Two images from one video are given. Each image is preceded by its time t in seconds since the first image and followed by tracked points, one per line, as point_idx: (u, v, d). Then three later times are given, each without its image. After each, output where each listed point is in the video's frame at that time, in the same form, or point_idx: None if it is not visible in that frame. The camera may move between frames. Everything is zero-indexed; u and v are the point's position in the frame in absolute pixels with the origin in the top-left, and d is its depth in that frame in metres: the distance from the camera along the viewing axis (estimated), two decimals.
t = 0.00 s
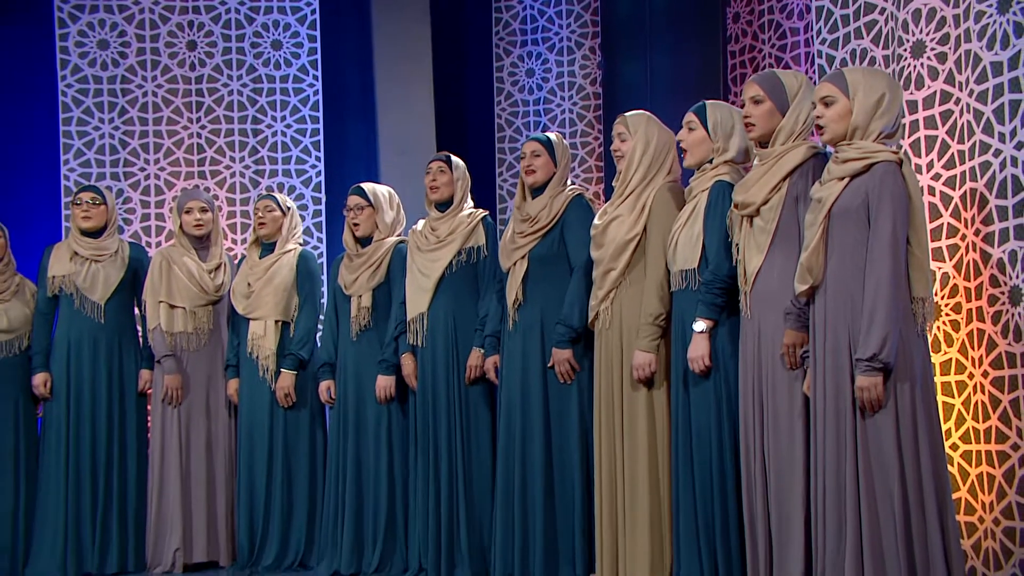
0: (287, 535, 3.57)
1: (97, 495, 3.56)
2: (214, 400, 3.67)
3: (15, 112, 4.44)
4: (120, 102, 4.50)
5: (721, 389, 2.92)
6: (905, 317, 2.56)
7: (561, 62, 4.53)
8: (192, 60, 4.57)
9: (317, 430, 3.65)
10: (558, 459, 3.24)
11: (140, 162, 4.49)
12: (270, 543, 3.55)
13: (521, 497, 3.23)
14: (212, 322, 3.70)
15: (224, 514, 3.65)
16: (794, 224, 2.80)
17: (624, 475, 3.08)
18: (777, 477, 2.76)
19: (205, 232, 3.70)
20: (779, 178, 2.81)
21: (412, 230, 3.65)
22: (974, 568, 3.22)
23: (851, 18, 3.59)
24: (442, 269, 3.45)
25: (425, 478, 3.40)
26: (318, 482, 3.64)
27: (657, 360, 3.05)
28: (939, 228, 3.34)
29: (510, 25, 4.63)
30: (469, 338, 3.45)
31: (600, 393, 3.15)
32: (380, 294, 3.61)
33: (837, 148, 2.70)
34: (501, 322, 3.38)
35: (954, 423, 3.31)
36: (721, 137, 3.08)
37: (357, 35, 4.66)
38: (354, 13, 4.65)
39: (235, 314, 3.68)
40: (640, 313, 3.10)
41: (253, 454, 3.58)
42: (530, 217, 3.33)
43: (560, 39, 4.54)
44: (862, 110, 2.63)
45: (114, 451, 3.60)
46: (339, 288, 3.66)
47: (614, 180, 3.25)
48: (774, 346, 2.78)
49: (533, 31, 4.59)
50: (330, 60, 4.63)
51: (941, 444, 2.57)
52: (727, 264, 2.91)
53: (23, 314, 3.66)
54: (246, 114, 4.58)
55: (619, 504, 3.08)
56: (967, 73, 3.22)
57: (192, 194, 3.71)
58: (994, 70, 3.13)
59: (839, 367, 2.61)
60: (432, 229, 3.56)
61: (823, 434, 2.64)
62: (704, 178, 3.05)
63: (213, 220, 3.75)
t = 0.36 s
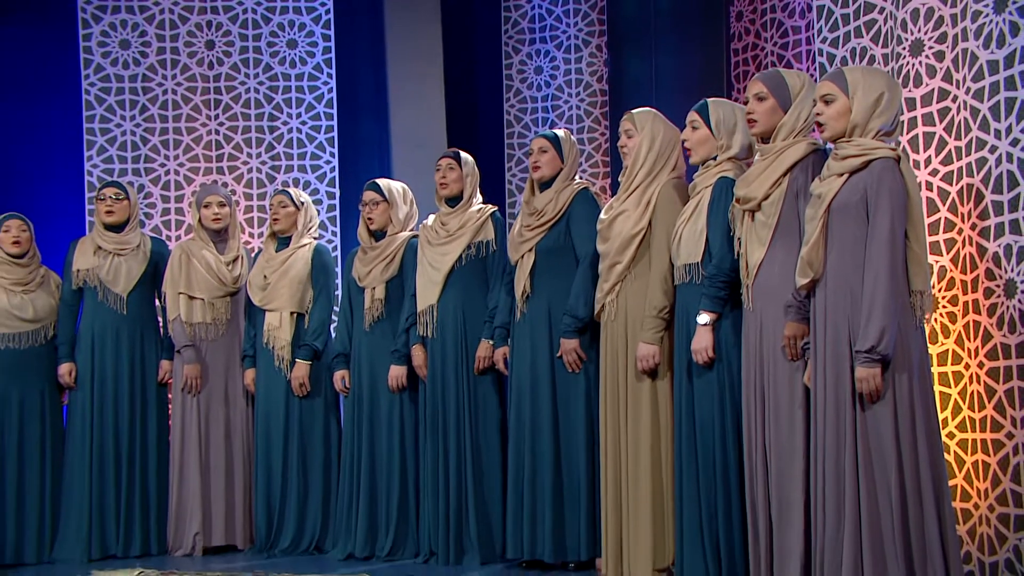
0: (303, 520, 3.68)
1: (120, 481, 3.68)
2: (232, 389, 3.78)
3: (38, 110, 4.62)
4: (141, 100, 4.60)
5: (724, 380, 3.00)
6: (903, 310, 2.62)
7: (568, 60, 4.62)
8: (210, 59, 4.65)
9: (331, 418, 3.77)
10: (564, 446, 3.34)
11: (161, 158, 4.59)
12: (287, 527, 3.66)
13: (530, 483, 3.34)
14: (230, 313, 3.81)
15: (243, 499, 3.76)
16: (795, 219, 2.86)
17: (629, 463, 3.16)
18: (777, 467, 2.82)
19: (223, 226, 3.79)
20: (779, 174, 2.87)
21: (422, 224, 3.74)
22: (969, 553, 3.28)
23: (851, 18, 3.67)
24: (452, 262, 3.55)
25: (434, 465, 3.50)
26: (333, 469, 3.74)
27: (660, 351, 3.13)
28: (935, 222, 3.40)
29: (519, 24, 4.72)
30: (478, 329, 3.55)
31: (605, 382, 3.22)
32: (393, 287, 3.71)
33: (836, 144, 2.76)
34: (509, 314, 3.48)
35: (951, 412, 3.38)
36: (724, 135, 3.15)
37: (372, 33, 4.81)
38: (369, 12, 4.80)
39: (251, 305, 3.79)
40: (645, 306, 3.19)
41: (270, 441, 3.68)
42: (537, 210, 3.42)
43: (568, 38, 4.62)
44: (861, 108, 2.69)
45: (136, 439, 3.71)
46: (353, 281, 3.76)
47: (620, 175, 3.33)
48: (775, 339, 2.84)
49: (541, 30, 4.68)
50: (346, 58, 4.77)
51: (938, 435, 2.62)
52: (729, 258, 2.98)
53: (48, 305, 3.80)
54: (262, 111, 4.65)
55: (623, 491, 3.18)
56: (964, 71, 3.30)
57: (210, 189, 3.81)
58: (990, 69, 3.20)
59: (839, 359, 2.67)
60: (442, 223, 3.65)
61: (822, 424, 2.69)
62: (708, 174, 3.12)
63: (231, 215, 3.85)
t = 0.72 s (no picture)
0: (320, 506, 3.79)
1: (145, 466, 3.80)
2: (250, 379, 3.89)
3: (65, 107, 4.73)
4: (162, 99, 4.75)
5: (729, 372, 3.06)
6: (904, 304, 2.64)
7: (577, 58, 4.70)
8: (229, 58, 4.79)
9: (346, 408, 3.87)
10: (575, 436, 3.44)
11: (180, 155, 4.75)
12: (304, 513, 3.78)
13: (543, 472, 3.44)
14: (249, 307, 3.93)
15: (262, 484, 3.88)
16: (798, 215, 2.89)
17: (637, 452, 3.26)
18: (781, 457, 2.86)
19: (242, 222, 3.91)
20: (783, 171, 2.89)
21: (435, 219, 3.82)
22: (966, 540, 3.28)
23: (854, 17, 3.74)
24: (463, 257, 3.63)
25: (446, 456, 3.60)
26: (348, 459, 3.83)
27: (667, 343, 3.22)
28: (935, 217, 3.40)
29: (529, 23, 4.81)
30: (489, 321, 3.65)
31: (614, 373, 3.32)
32: (405, 281, 3.81)
33: (838, 142, 2.77)
34: (521, 308, 3.57)
35: (950, 402, 3.37)
36: (730, 132, 3.20)
37: (386, 30, 4.88)
38: (383, 10, 4.88)
39: (269, 298, 3.90)
40: (652, 299, 3.27)
41: (288, 430, 3.80)
42: (549, 206, 3.50)
43: (576, 36, 4.70)
44: (862, 107, 2.70)
45: (160, 427, 3.83)
46: (366, 274, 3.87)
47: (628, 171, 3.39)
48: (778, 332, 2.88)
49: (550, 28, 4.76)
50: (360, 56, 4.85)
51: (938, 427, 2.64)
52: (734, 254, 3.03)
53: (73, 298, 3.91)
54: (279, 109, 4.79)
55: (631, 477, 3.27)
56: (964, 69, 3.30)
57: (228, 186, 3.93)
58: (989, 67, 3.20)
59: (841, 352, 2.69)
60: (454, 218, 3.73)
61: (825, 415, 2.73)
62: (714, 171, 3.16)
63: (249, 210, 3.97)
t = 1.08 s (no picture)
0: (338, 494, 3.91)
1: (170, 454, 3.93)
2: (272, 369, 4.02)
3: (92, 105, 4.88)
4: (186, 98, 4.85)
5: (736, 365, 3.15)
6: (906, 299, 2.68)
7: (588, 57, 4.79)
8: (251, 59, 4.88)
9: (363, 400, 3.98)
10: (587, 426, 3.55)
11: (204, 153, 4.84)
12: (323, 500, 3.90)
13: (558, 459, 3.56)
14: (270, 300, 4.05)
15: (282, 473, 4.00)
16: (803, 213, 2.96)
17: (646, 443, 3.37)
18: (787, 447, 2.94)
19: (262, 218, 4.02)
20: (789, 169, 2.96)
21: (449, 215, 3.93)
22: (968, 528, 3.23)
23: (858, 17, 3.65)
24: (477, 252, 3.74)
25: (461, 447, 3.72)
26: (365, 447, 3.95)
27: (676, 336, 3.32)
28: (938, 214, 3.33)
29: (541, 23, 4.90)
30: (503, 315, 3.75)
31: (623, 365, 3.42)
32: (420, 275, 3.92)
33: (843, 142, 2.79)
34: (535, 302, 3.66)
35: (952, 395, 3.31)
36: (737, 131, 3.28)
37: (401, 31, 5.02)
38: (397, 10, 5.02)
39: (288, 291, 4.02)
40: (661, 293, 3.37)
41: (307, 421, 3.92)
42: (562, 203, 3.60)
43: (587, 36, 4.79)
44: (865, 107, 2.73)
45: (185, 415, 3.96)
46: (382, 269, 3.97)
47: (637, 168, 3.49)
48: (784, 327, 2.95)
49: (562, 28, 4.85)
50: (376, 56, 4.97)
51: (940, 419, 2.68)
52: (740, 250, 3.12)
53: (101, 292, 4.02)
54: (299, 108, 4.87)
55: (641, 463, 3.38)
56: (966, 68, 3.23)
57: (249, 183, 4.03)
58: (991, 67, 3.13)
59: (845, 346, 2.74)
60: (468, 215, 3.83)
61: (830, 407, 2.79)
62: (722, 169, 3.26)
63: (269, 207, 4.08)
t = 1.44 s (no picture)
0: (355, 482, 4.03)
1: (192, 444, 4.04)
2: (290, 360, 4.13)
3: (116, 104, 5.06)
4: (207, 97, 5.00)
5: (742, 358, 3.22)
6: (908, 294, 2.73)
7: (597, 55, 4.88)
8: (269, 58, 5.02)
9: (378, 392, 4.09)
10: (599, 418, 3.65)
11: (224, 150, 4.98)
12: (340, 487, 4.01)
13: (572, 449, 3.67)
14: (287, 293, 4.16)
15: (300, 464, 4.12)
16: (808, 209, 3.02)
17: (654, 433, 3.47)
18: (791, 439, 3.01)
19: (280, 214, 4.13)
20: (793, 167, 3.03)
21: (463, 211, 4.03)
22: (969, 516, 3.16)
23: (863, 17, 3.59)
24: (489, 248, 3.84)
25: (474, 439, 3.82)
26: (380, 436, 4.07)
27: (683, 330, 3.40)
28: (941, 209, 3.28)
29: (552, 22, 4.99)
30: (515, 309, 3.85)
31: (632, 357, 3.51)
32: (433, 270, 4.02)
33: (846, 141, 2.86)
34: (547, 296, 3.76)
35: (954, 387, 3.25)
36: (744, 129, 3.36)
37: (416, 31, 5.12)
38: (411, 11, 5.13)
39: (305, 286, 4.12)
40: (668, 288, 3.46)
41: (325, 411, 4.03)
42: (574, 200, 3.71)
43: (597, 34, 4.88)
44: (869, 106, 2.79)
45: (206, 406, 4.07)
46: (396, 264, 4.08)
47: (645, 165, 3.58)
48: (789, 321, 3.02)
49: (572, 27, 4.95)
50: (390, 56, 5.11)
51: (941, 411, 2.73)
52: (745, 246, 3.19)
53: (126, 286, 4.15)
54: (316, 106, 5.00)
55: (648, 449, 3.48)
56: (968, 67, 3.16)
57: (268, 179, 4.16)
58: (993, 65, 3.06)
59: (847, 340, 2.81)
60: (481, 211, 3.94)
61: (833, 400, 2.85)
62: (727, 166, 3.33)
63: (287, 203, 4.19)
